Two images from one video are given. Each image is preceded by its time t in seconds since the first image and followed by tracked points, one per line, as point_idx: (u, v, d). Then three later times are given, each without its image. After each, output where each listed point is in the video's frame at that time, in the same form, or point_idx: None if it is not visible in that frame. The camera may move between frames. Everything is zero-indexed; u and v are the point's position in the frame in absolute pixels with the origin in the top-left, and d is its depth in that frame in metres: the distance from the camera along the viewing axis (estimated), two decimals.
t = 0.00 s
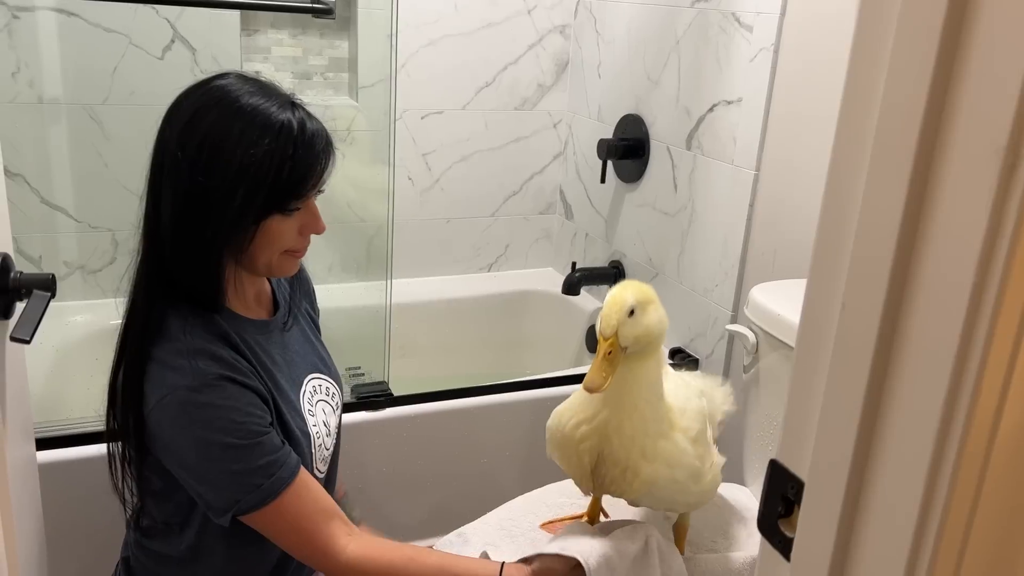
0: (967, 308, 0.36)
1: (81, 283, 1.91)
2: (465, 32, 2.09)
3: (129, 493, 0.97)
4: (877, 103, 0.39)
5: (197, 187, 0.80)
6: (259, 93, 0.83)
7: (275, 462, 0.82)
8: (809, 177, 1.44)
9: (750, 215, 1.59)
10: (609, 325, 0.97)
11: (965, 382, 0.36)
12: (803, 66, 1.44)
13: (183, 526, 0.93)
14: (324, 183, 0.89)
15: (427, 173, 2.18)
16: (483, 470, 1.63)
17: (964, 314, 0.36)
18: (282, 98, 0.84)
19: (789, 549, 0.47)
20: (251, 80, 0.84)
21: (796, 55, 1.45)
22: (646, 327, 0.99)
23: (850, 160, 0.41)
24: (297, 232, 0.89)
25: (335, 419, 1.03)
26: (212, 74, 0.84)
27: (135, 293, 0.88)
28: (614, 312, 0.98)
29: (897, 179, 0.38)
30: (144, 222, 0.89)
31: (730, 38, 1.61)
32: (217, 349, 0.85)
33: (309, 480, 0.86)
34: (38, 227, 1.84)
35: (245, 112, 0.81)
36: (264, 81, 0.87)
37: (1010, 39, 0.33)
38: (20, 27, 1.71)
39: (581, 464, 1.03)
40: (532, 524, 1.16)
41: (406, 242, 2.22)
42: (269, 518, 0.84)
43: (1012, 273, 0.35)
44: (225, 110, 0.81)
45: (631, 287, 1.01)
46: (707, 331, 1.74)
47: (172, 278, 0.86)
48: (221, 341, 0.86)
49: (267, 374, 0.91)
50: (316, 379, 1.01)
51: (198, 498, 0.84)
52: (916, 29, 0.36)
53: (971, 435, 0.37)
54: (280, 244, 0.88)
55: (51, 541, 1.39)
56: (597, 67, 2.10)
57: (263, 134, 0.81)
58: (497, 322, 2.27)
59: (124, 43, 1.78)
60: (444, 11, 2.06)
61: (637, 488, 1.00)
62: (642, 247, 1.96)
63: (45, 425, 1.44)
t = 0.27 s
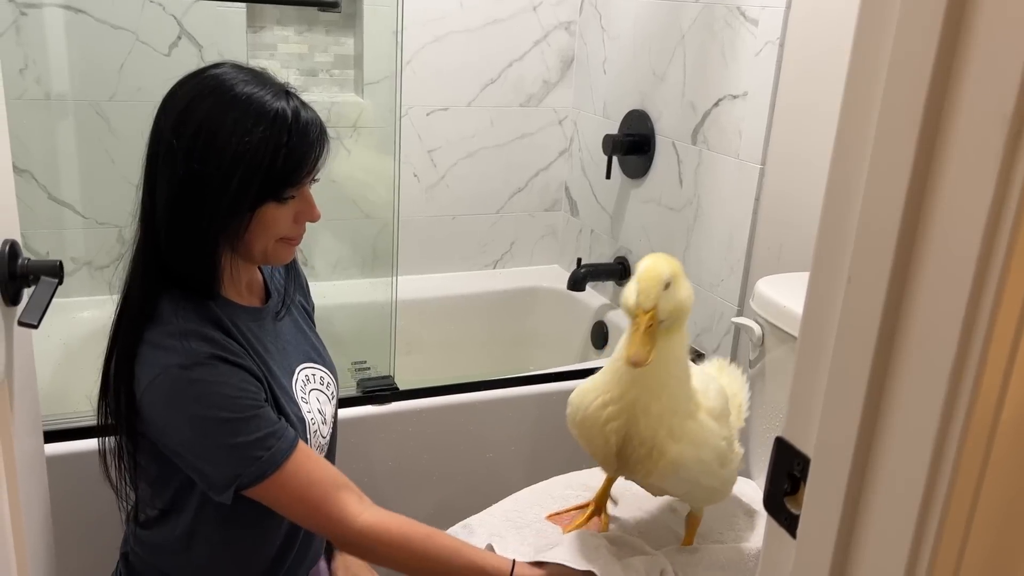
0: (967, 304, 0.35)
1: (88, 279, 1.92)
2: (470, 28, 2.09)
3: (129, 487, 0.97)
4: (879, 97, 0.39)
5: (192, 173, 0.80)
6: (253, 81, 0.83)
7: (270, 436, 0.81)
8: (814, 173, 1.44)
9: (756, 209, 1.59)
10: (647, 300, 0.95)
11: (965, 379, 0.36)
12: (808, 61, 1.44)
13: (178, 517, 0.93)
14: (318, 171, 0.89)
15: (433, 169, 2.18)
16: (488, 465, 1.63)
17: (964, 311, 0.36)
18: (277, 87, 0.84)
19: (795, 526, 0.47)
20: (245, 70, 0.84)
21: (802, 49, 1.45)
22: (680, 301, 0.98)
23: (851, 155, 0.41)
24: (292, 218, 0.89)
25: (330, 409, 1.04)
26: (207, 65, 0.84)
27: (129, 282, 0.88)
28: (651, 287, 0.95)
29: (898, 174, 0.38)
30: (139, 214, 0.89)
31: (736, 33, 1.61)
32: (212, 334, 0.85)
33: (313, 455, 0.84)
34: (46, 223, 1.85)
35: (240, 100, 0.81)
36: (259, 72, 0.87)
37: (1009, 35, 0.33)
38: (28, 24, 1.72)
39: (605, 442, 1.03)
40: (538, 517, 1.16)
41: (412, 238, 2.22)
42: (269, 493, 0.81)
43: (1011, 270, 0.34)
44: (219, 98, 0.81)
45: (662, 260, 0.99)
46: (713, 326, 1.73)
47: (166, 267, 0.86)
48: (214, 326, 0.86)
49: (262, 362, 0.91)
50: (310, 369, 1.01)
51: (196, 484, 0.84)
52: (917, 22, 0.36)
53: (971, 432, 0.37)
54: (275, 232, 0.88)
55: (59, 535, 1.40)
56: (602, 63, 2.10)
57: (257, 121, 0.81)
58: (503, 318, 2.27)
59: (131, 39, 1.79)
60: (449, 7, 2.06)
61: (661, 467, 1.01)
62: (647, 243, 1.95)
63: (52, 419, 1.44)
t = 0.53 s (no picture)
0: (967, 298, 0.35)
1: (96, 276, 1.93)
2: (476, 26, 2.10)
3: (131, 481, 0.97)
4: (880, 88, 0.39)
5: (191, 163, 0.81)
6: (250, 72, 0.83)
7: (273, 417, 0.81)
8: (821, 169, 1.43)
9: (762, 205, 1.59)
10: (652, 273, 0.97)
11: (965, 377, 0.36)
12: (813, 56, 1.43)
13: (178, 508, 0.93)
14: (316, 162, 0.90)
15: (439, 166, 2.18)
16: (494, 461, 1.63)
17: (965, 308, 0.36)
18: (274, 78, 0.85)
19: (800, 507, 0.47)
20: (243, 61, 0.85)
21: (808, 44, 1.44)
22: (684, 278, 1.00)
23: (852, 148, 0.41)
24: (291, 209, 0.89)
25: (329, 401, 1.04)
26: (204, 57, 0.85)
27: (127, 273, 0.88)
28: (657, 260, 0.97)
29: (898, 170, 0.38)
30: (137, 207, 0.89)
31: (742, 29, 1.61)
32: (211, 323, 0.85)
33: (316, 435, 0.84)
34: (53, 220, 1.85)
35: (237, 91, 0.81)
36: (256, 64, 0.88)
37: (1011, 25, 0.33)
38: (36, 21, 1.72)
39: (616, 428, 1.00)
40: (547, 512, 1.16)
41: (418, 236, 2.23)
42: (274, 474, 0.82)
43: (1011, 268, 0.34)
44: (217, 89, 0.81)
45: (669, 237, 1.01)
46: (719, 322, 1.73)
47: (165, 257, 0.86)
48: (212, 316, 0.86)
49: (260, 352, 0.91)
50: (308, 360, 1.02)
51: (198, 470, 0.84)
52: (917, 17, 0.36)
53: (971, 430, 0.37)
54: (274, 223, 0.88)
55: (66, 530, 1.40)
56: (608, 61, 2.10)
57: (255, 111, 0.81)
58: (509, 315, 2.27)
59: (138, 37, 1.80)
60: (455, 4, 2.06)
61: (673, 448, 0.98)
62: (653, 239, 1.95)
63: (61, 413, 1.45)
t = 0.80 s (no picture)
0: (968, 277, 0.36)
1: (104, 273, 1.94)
2: (481, 24, 2.10)
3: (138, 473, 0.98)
4: (882, 66, 0.39)
5: (198, 152, 0.81)
6: (257, 63, 0.84)
7: (282, 405, 0.82)
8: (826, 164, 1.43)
9: (767, 201, 1.59)
10: (657, 240, 0.96)
11: (965, 357, 0.36)
12: (818, 51, 1.43)
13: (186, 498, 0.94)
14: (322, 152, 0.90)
15: (444, 164, 2.19)
16: (499, 457, 1.64)
17: (965, 287, 0.36)
18: (281, 69, 0.85)
19: (803, 486, 0.47)
20: (249, 53, 0.85)
21: (813, 40, 1.45)
22: (689, 247, 0.99)
23: (853, 132, 0.41)
24: (298, 199, 0.90)
25: (334, 391, 1.04)
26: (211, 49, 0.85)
27: (135, 264, 0.88)
28: (662, 227, 0.97)
29: (898, 151, 0.38)
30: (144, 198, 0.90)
31: (747, 25, 1.61)
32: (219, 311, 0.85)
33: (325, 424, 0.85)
34: (61, 217, 1.86)
35: (245, 81, 0.82)
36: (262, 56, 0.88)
37: None
38: (45, 19, 1.73)
39: (628, 387, 0.99)
40: (552, 504, 1.16)
41: (423, 233, 2.23)
42: (282, 461, 0.82)
43: (1010, 247, 0.35)
44: (224, 79, 0.82)
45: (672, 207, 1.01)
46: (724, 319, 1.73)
47: (173, 247, 0.87)
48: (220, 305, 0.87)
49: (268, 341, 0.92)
50: (314, 351, 1.02)
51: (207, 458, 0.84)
52: None
53: (971, 410, 0.37)
54: (281, 213, 0.89)
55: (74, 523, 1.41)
56: (614, 58, 2.10)
57: (262, 100, 0.82)
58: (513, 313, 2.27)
59: (146, 35, 1.81)
60: (460, 3, 2.07)
61: (687, 407, 0.98)
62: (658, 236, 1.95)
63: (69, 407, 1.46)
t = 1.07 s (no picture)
0: (968, 271, 0.36)
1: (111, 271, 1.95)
2: (486, 23, 2.11)
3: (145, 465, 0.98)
4: (885, 54, 0.39)
5: (191, 142, 0.82)
6: (249, 53, 0.84)
7: (284, 394, 0.82)
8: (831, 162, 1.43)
9: (772, 199, 1.59)
10: (654, 216, 0.94)
11: (966, 353, 0.36)
12: (822, 48, 1.43)
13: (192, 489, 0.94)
14: (315, 141, 0.90)
15: (450, 163, 2.19)
16: (504, 454, 1.64)
17: (965, 281, 0.36)
18: (272, 58, 0.86)
19: (806, 472, 0.47)
20: (242, 43, 0.86)
21: (818, 38, 1.44)
22: (692, 224, 0.95)
23: (856, 123, 0.41)
24: (291, 189, 0.90)
25: (338, 382, 1.05)
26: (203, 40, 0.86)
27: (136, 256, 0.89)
28: (661, 203, 0.94)
29: (900, 144, 0.38)
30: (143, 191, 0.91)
31: (752, 23, 1.61)
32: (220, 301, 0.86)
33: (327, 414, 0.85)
34: (69, 215, 1.87)
35: (236, 69, 0.82)
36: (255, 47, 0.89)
37: None
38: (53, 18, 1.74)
39: (629, 357, 0.97)
40: (558, 500, 1.16)
41: (429, 231, 2.24)
42: (287, 450, 0.82)
43: (1011, 240, 0.35)
44: (216, 69, 0.82)
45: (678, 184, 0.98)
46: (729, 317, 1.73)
47: (171, 238, 0.87)
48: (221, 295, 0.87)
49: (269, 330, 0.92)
50: (317, 342, 1.03)
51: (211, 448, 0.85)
52: None
53: (972, 404, 0.37)
54: (273, 202, 0.89)
55: (81, 518, 1.42)
56: (619, 57, 2.10)
57: (253, 89, 0.82)
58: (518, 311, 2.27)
59: (153, 34, 1.82)
60: (466, 2, 2.07)
61: (690, 375, 0.95)
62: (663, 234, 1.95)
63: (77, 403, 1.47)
